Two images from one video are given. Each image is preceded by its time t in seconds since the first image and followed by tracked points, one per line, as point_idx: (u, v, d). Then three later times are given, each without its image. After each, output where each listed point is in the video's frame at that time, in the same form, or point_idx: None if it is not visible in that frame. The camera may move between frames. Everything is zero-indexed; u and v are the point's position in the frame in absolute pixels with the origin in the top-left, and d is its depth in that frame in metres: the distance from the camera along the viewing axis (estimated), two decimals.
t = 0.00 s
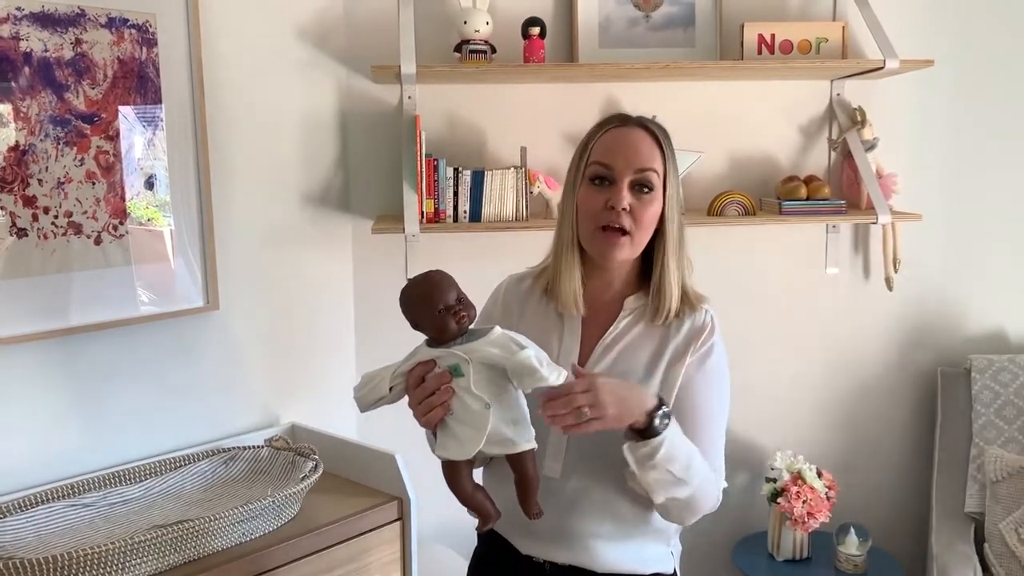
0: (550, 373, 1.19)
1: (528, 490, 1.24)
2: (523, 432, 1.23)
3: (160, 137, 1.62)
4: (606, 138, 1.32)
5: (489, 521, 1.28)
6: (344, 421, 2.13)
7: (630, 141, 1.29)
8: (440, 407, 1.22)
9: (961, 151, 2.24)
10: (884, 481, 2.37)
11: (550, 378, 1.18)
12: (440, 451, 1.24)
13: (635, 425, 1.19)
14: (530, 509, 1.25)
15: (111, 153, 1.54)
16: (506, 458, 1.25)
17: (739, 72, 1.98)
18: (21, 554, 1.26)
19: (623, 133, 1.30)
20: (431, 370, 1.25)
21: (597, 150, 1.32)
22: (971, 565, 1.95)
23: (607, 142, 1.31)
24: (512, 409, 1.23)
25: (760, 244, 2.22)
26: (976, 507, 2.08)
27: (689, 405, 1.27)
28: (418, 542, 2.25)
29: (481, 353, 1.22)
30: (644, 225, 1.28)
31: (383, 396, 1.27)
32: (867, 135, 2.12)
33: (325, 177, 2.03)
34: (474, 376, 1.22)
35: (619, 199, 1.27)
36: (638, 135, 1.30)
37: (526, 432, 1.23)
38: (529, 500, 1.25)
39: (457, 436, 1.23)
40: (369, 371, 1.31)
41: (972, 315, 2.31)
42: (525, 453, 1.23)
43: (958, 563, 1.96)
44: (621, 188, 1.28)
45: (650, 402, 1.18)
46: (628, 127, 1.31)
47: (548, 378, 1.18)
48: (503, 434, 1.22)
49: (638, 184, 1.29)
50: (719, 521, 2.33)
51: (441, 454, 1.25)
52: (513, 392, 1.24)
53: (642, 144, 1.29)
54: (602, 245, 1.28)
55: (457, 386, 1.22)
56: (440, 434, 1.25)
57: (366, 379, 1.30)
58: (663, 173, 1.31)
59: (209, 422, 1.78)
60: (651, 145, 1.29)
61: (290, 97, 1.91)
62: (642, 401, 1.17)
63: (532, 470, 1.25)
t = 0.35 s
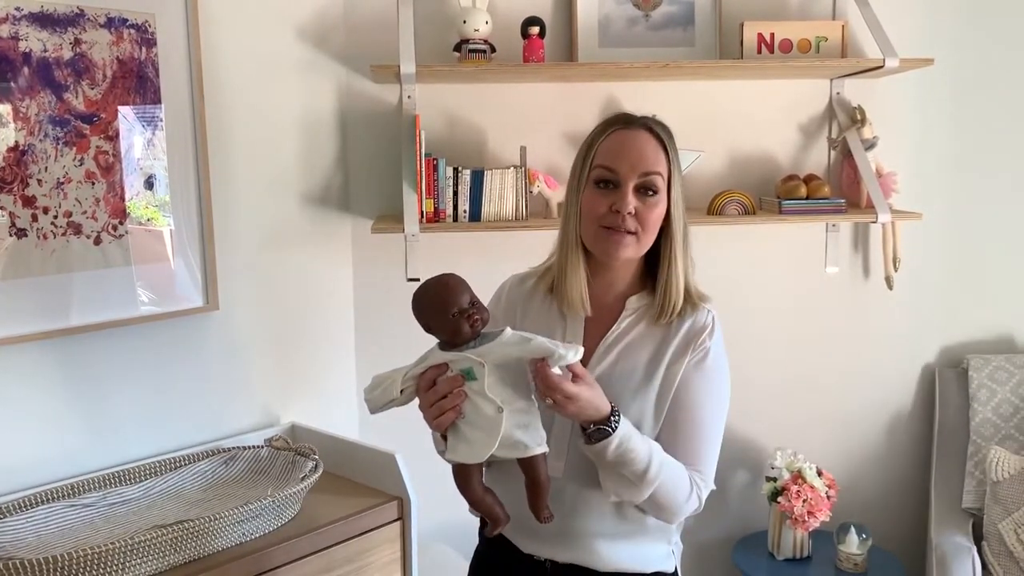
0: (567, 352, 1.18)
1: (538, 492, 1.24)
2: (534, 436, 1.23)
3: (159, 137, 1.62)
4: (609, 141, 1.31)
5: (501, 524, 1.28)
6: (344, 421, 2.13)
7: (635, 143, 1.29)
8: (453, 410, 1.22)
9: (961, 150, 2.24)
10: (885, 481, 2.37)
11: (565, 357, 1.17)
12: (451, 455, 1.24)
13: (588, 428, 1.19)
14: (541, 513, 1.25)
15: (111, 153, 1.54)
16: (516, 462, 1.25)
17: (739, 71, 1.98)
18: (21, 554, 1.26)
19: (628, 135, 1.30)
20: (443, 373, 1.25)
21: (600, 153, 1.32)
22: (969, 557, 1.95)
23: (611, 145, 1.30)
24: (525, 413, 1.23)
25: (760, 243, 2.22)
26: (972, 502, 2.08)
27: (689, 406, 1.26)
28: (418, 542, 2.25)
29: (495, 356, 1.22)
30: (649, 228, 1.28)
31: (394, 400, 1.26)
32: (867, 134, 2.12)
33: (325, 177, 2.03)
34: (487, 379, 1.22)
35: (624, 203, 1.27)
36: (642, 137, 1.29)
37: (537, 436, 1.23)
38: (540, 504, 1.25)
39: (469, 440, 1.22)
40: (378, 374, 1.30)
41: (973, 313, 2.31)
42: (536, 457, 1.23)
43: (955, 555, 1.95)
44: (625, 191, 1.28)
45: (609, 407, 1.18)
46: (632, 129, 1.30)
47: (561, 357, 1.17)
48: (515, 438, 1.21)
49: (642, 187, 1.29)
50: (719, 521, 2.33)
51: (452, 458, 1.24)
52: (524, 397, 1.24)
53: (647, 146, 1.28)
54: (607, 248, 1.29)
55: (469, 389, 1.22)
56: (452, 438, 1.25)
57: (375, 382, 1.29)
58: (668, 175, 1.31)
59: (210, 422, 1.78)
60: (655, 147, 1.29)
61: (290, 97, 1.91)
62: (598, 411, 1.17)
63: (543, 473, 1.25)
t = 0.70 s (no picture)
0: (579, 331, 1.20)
1: (560, 480, 1.24)
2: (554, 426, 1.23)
3: (159, 137, 1.62)
4: (610, 141, 1.31)
5: (527, 517, 1.27)
6: (344, 421, 2.13)
7: (635, 145, 1.28)
8: (471, 410, 1.22)
9: (961, 149, 2.24)
10: (885, 480, 2.37)
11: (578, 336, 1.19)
12: (474, 454, 1.24)
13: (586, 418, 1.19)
14: (564, 500, 1.25)
15: (110, 153, 1.54)
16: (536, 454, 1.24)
17: (739, 70, 1.98)
18: (22, 554, 1.26)
19: (628, 136, 1.29)
20: (458, 375, 1.25)
21: (601, 154, 1.31)
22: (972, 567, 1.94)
23: (611, 146, 1.30)
24: (543, 405, 1.23)
25: (759, 243, 2.22)
26: (974, 504, 2.08)
27: (689, 406, 1.26)
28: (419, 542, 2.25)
29: (510, 351, 1.23)
30: (649, 230, 1.28)
31: (410, 404, 1.26)
32: (866, 133, 2.12)
33: (325, 177, 2.03)
34: (505, 374, 1.22)
35: (624, 205, 1.26)
36: (643, 138, 1.29)
37: (557, 425, 1.23)
38: (561, 492, 1.24)
39: (491, 437, 1.22)
40: (388, 382, 1.29)
41: (973, 313, 2.31)
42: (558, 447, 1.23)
43: (957, 562, 1.95)
44: (626, 193, 1.28)
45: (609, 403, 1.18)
46: (632, 130, 1.30)
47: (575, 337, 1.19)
48: (536, 430, 1.21)
49: (642, 188, 1.29)
50: (719, 520, 2.33)
51: (475, 457, 1.24)
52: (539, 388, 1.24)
53: (647, 147, 1.28)
54: (607, 250, 1.29)
55: (487, 386, 1.22)
56: (472, 438, 1.24)
57: (387, 390, 1.28)
58: (668, 176, 1.30)
59: (210, 422, 1.78)
60: (655, 148, 1.29)
61: (290, 97, 1.91)
62: (599, 405, 1.17)
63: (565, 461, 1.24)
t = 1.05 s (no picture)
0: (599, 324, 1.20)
1: (557, 486, 1.23)
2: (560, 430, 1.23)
3: (159, 138, 1.62)
4: (609, 147, 1.30)
5: (521, 519, 1.27)
6: (343, 420, 2.14)
7: (634, 150, 1.28)
8: (481, 403, 1.22)
9: (961, 149, 2.24)
10: (885, 481, 2.37)
11: (600, 330, 1.20)
12: (478, 448, 1.23)
13: (593, 414, 1.19)
14: (558, 508, 1.24)
15: (110, 153, 1.54)
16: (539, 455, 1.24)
17: (738, 70, 1.98)
18: (23, 555, 1.26)
19: (627, 141, 1.29)
20: (473, 366, 1.25)
21: (600, 159, 1.31)
22: None
23: (610, 152, 1.29)
24: (552, 408, 1.24)
25: (759, 242, 2.22)
26: (980, 508, 2.08)
27: (692, 404, 1.26)
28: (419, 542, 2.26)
29: (528, 350, 1.24)
30: (648, 235, 1.28)
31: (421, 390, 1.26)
32: (865, 133, 2.12)
33: (325, 177, 2.03)
34: (521, 371, 1.23)
35: (623, 212, 1.26)
36: (641, 143, 1.28)
37: (563, 429, 1.23)
38: (557, 498, 1.24)
39: (498, 433, 1.22)
40: (403, 365, 1.29)
41: (973, 312, 2.31)
42: (561, 452, 1.23)
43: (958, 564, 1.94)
44: (624, 199, 1.27)
45: (615, 399, 1.17)
46: (631, 134, 1.29)
47: (597, 329, 1.20)
48: (542, 431, 1.21)
49: (642, 194, 1.28)
50: (719, 520, 2.33)
51: (478, 451, 1.24)
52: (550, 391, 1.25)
53: (646, 153, 1.27)
54: (607, 256, 1.29)
55: (501, 381, 1.23)
56: (478, 431, 1.24)
57: (401, 372, 1.28)
58: (668, 181, 1.30)
59: (209, 423, 1.78)
60: (654, 153, 1.28)
61: (290, 97, 1.91)
62: (603, 403, 1.17)
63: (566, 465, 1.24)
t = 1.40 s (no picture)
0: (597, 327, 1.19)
1: (560, 486, 1.23)
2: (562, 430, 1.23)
3: (158, 138, 1.62)
4: (609, 149, 1.30)
5: (524, 518, 1.27)
6: (343, 421, 2.14)
7: (633, 152, 1.28)
8: (483, 403, 1.22)
9: (960, 149, 2.24)
10: (885, 481, 2.37)
11: (598, 334, 1.19)
12: (480, 448, 1.24)
13: (593, 413, 1.19)
14: (561, 507, 1.24)
15: (110, 154, 1.54)
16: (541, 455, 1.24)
17: (737, 71, 1.98)
18: (22, 556, 1.26)
19: (626, 143, 1.29)
20: (475, 366, 1.25)
21: (600, 162, 1.31)
22: None
23: (609, 154, 1.29)
24: (554, 407, 1.23)
25: (758, 243, 2.22)
26: (981, 510, 2.07)
27: (692, 404, 1.26)
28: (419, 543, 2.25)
29: (529, 350, 1.24)
30: (648, 237, 1.28)
31: (423, 390, 1.26)
32: (865, 134, 2.12)
33: (325, 178, 2.03)
34: (522, 372, 1.23)
35: (622, 214, 1.26)
36: (641, 145, 1.28)
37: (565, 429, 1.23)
38: (559, 498, 1.24)
39: (499, 433, 1.22)
40: (405, 364, 1.29)
41: (973, 313, 2.31)
42: (563, 451, 1.22)
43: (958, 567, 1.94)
44: (624, 201, 1.27)
45: (616, 397, 1.17)
46: (631, 136, 1.29)
47: (595, 334, 1.18)
48: (545, 431, 1.21)
49: (641, 196, 1.28)
50: (719, 521, 2.33)
51: (480, 451, 1.24)
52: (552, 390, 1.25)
53: (645, 155, 1.27)
54: (607, 258, 1.29)
55: (503, 381, 1.23)
56: (479, 431, 1.24)
57: (403, 371, 1.28)
58: (668, 183, 1.30)
59: (209, 424, 1.78)
60: (654, 155, 1.28)
61: (289, 98, 1.91)
62: (605, 403, 1.17)
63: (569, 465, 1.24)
